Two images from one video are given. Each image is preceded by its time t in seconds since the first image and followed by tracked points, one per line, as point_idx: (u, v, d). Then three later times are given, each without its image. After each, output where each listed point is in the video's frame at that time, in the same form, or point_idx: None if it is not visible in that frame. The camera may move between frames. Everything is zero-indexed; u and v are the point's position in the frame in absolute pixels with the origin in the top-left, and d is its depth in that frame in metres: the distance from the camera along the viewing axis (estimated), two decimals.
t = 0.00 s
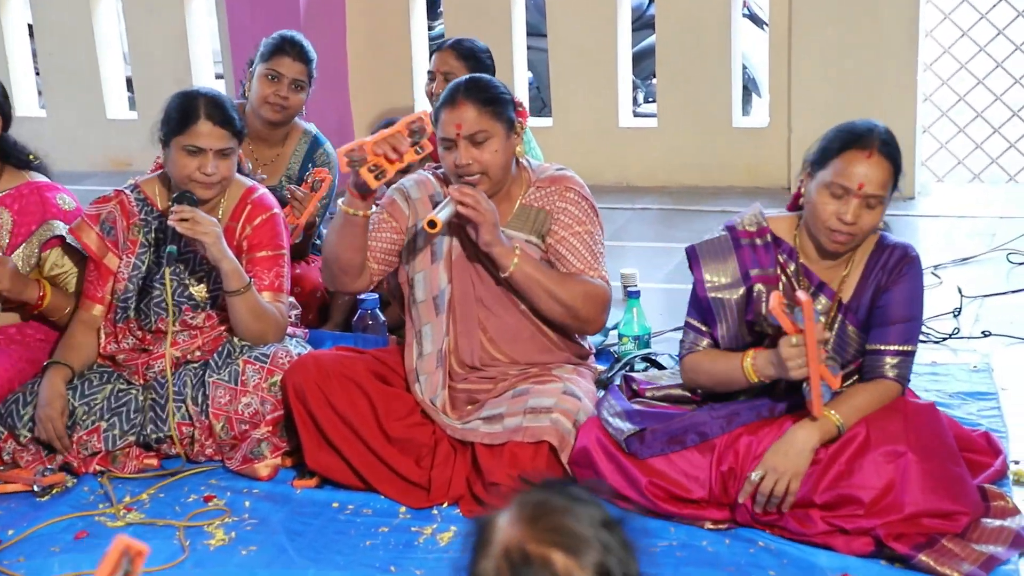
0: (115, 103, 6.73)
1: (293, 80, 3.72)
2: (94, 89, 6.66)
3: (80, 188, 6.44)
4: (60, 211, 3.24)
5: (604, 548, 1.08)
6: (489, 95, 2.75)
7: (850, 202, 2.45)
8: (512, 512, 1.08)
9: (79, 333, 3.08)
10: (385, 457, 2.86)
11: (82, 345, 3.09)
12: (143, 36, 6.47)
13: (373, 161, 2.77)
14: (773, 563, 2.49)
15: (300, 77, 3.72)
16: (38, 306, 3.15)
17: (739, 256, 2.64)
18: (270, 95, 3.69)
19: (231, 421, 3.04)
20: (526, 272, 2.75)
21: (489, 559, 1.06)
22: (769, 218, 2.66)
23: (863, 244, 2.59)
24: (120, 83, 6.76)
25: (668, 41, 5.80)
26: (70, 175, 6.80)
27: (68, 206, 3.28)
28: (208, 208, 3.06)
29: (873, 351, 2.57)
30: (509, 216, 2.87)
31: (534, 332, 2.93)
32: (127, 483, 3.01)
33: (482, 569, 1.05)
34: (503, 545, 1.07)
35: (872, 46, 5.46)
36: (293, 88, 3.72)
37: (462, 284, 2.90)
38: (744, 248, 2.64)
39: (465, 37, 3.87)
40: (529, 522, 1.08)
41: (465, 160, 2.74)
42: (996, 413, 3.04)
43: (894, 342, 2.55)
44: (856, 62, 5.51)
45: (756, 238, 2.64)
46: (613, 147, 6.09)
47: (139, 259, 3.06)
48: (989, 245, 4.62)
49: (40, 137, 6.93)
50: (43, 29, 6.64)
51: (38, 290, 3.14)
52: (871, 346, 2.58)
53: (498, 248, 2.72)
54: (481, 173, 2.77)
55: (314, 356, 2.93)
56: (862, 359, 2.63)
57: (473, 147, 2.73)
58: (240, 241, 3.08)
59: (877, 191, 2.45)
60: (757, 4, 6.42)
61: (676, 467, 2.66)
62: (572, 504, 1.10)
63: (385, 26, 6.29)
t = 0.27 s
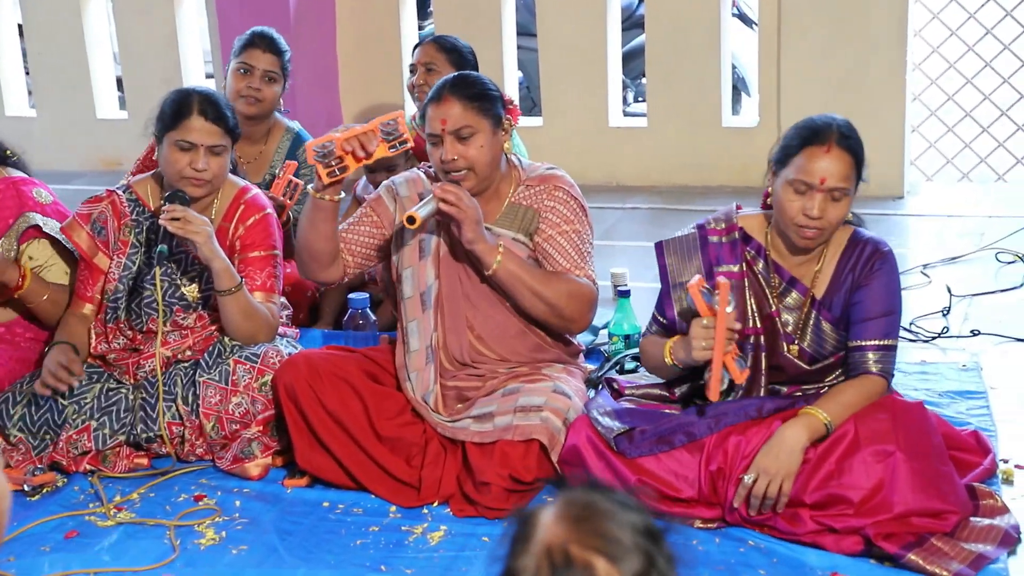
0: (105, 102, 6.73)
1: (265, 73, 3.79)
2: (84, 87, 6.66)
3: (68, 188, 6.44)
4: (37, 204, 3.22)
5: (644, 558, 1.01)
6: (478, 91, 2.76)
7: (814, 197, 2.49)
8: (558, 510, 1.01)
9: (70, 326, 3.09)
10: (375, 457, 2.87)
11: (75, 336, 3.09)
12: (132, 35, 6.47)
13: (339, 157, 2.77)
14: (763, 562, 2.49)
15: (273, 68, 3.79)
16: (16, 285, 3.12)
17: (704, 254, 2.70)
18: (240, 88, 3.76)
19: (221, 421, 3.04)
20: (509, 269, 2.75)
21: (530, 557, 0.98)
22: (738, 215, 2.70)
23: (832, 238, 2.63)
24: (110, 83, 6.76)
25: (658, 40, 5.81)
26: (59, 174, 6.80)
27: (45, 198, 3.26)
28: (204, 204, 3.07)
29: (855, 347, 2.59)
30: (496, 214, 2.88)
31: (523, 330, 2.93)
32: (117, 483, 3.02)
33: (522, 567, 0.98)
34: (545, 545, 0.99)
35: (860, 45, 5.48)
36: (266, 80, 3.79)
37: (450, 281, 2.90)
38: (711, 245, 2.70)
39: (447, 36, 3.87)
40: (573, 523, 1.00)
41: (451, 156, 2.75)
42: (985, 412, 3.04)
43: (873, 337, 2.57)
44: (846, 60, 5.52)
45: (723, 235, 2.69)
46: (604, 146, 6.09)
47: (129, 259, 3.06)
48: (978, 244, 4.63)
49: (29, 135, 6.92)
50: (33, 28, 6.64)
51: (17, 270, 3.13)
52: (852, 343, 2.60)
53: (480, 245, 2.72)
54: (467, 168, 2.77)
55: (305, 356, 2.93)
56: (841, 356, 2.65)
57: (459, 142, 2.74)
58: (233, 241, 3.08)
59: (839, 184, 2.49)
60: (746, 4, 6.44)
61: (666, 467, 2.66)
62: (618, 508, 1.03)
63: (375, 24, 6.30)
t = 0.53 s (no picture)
0: (102, 103, 6.73)
1: (224, 62, 3.87)
2: (80, 88, 6.66)
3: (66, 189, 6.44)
4: (19, 197, 3.21)
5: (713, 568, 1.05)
6: (475, 90, 2.77)
7: (763, 167, 2.58)
8: (630, 509, 1.05)
9: (90, 310, 3.03)
10: (371, 457, 2.86)
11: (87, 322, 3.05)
12: (129, 35, 6.47)
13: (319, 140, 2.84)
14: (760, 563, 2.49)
15: (232, 57, 3.88)
16: None
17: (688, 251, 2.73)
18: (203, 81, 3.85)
19: (218, 421, 3.04)
20: (499, 268, 2.75)
21: (599, 557, 1.03)
22: (721, 213, 2.75)
23: (812, 231, 2.66)
24: (107, 83, 6.76)
25: (655, 41, 5.81)
26: (56, 174, 6.80)
27: (27, 192, 3.25)
28: (203, 202, 3.08)
29: (869, 331, 2.57)
30: (490, 213, 2.88)
31: (519, 331, 2.93)
32: (113, 483, 3.02)
33: (592, 567, 1.03)
34: (616, 547, 1.03)
35: (856, 46, 5.48)
36: (225, 69, 3.88)
37: (444, 280, 2.90)
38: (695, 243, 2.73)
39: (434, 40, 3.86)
40: (644, 530, 1.04)
41: (444, 153, 2.75)
42: (981, 412, 3.04)
43: (884, 317, 2.55)
44: (842, 61, 5.52)
45: (706, 232, 2.72)
46: (601, 147, 6.09)
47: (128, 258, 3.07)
48: (975, 244, 4.63)
49: (26, 135, 6.91)
50: (30, 29, 6.64)
51: None
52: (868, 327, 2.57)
53: (468, 244, 2.71)
54: (461, 165, 2.77)
55: (302, 356, 2.93)
56: (831, 343, 2.66)
57: (452, 139, 2.74)
58: (230, 240, 3.08)
59: (790, 154, 2.57)
60: (742, 4, 6.44)
61: (663, 466, 2.65)
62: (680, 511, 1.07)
63: (372, 26, 6.31)
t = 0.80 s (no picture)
0: (101, 104, 6.73)
1: (194, 56, 3.99)
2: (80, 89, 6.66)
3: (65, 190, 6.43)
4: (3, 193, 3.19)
5: None
6: (478, 93, 2.77)
7: (733, 153, 2.59)
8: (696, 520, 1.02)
9: (105, 306, 3.01)
10: (371, 457, 2.86)
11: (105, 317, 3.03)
12: (128, 36, 6.47)
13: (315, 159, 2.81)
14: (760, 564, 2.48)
15: (202, 53, 4.00)
16: None
17: (677, 249, 2.75)
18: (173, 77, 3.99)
19: (218, 422, 3.03)
20: (502, 272, 2.75)
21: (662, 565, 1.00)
22: (708, 212, 2.74)
23: (798, 225, 2.63)
24: (106, 84, 6.76)
25: (655, 42, 5.81)
26: (55, 176, 6.79)
27: (13, 189, 3.23)
28: (208, 202, 3.09)
29: (871, 339, 2.54)
30: (493, 217, 2.88)
31: (521, 334, 2.93)
32: (113, 484, 3.02)
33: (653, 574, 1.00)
34: (680, 556, 1.01)
35: (855, 46, 5.48)
36: (195, 64, 4.00)
37: (445, 284, 2.90)
38: (684, 241, 2.74)
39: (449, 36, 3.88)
40: (711, 542, 1.01)
41: (445, 155, 2.75)
42: (981, 413, 3.04)
43: (883, 323, 2.52)
44: (842, 62, 5.52)
45: (694, 230, 2.72)
46: (601, 147, 6.09)
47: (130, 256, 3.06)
48: (975, 245, 4.63)
49: (25, 136, 6.91)
50: (30, 30, 6.64)
51: None
52: (869, 335, 2.55)
53: (473, 248, 2.72)
54: (463, 167, 2.77)
55: (302, 356, 2.93)
56: (826, 338, 2.64)
57: (455, 142, 2.74)
58: (236, 240, 3.09)
59: (759, 138, 2.59)
60: (742, 5, 6.44)
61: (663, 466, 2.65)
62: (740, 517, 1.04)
63: (372, 27, 6.31)
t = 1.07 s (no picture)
0: (103, 105, 6.73)
1: (175, 56, 3.99)
2: (81, 90, 6.66)
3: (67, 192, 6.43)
4: None
5: None
6: (483, 97, 2.76)
7: (719, 152, 2.58)
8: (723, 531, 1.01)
9: (108, 304, 3.01)
10: (373, 460, 2.86)
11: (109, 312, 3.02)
12: (130, 37, 6.47)
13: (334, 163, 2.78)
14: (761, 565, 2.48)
15: (183, 52, 4.00)
16: None
17: (667, 245, 2.73)
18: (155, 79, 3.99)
19: (219, 424, 3.03)
20: (513, 279, 2.75)
21: None
22: (696, 209, 2.74)
23: (787, 212, 2.62)
24: (108, 85, 6.76)
25: (657, 44, 5.81)
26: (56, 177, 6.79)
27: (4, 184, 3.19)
28: (214, 200, 3.08)
29: (878, 309, 2.62)
30: (498, 220, 2.88)
31: (524, 335, 2.94)
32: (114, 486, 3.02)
33: None
34: (706, 565, 1.00)
35: (856, 48, 5.48)
36: (176, 64, 3.99)
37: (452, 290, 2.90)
38: (673, 237, 2.72)
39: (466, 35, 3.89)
40: (736, 553, 1.00)
41: (452, 161, 2.74)
42: (983, 414, 3.04)
43: (887, 294, 2.60)
44: (843, 64, 5.52)
45: (683, 226, 2.71)
46: (603, 149, 6.09)
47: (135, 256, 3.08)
48: (977, 247, 4.63)
49: (27, 137, 6.91)
50: (32, 31, 6.64)
51: None
52: (872, 306, 2.63)
53: (484, 257, 2.70)
54: (469, 174, 2.77)
55: (303, 358, 2.93)
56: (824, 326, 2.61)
57: (461, 149, 2.74)
58: (241, 240, 3.09)
59: (743, 132, 2.58)
60: (744, 6, 6.44)
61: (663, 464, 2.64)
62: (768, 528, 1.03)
63: (373, 28, 6.32)
